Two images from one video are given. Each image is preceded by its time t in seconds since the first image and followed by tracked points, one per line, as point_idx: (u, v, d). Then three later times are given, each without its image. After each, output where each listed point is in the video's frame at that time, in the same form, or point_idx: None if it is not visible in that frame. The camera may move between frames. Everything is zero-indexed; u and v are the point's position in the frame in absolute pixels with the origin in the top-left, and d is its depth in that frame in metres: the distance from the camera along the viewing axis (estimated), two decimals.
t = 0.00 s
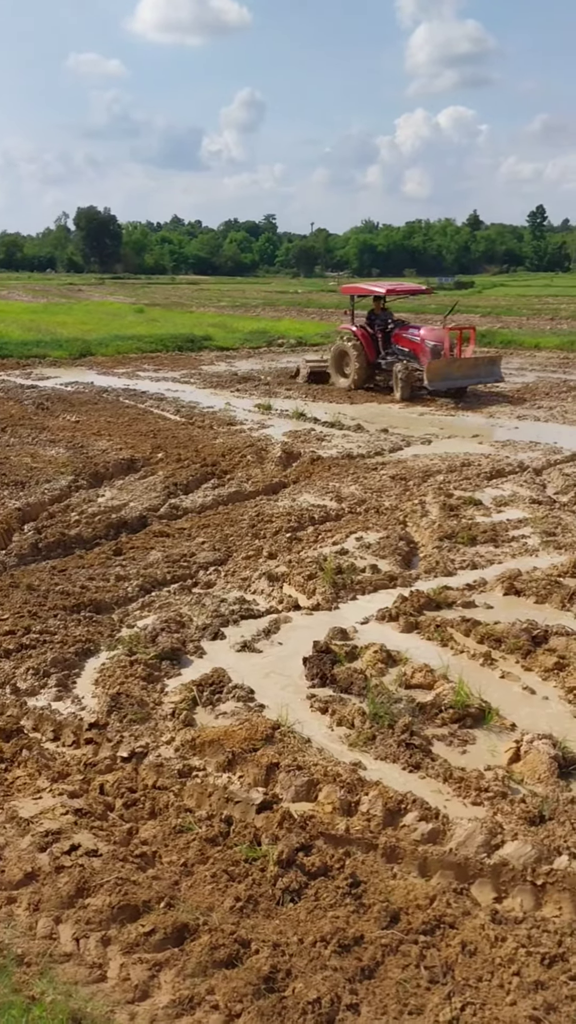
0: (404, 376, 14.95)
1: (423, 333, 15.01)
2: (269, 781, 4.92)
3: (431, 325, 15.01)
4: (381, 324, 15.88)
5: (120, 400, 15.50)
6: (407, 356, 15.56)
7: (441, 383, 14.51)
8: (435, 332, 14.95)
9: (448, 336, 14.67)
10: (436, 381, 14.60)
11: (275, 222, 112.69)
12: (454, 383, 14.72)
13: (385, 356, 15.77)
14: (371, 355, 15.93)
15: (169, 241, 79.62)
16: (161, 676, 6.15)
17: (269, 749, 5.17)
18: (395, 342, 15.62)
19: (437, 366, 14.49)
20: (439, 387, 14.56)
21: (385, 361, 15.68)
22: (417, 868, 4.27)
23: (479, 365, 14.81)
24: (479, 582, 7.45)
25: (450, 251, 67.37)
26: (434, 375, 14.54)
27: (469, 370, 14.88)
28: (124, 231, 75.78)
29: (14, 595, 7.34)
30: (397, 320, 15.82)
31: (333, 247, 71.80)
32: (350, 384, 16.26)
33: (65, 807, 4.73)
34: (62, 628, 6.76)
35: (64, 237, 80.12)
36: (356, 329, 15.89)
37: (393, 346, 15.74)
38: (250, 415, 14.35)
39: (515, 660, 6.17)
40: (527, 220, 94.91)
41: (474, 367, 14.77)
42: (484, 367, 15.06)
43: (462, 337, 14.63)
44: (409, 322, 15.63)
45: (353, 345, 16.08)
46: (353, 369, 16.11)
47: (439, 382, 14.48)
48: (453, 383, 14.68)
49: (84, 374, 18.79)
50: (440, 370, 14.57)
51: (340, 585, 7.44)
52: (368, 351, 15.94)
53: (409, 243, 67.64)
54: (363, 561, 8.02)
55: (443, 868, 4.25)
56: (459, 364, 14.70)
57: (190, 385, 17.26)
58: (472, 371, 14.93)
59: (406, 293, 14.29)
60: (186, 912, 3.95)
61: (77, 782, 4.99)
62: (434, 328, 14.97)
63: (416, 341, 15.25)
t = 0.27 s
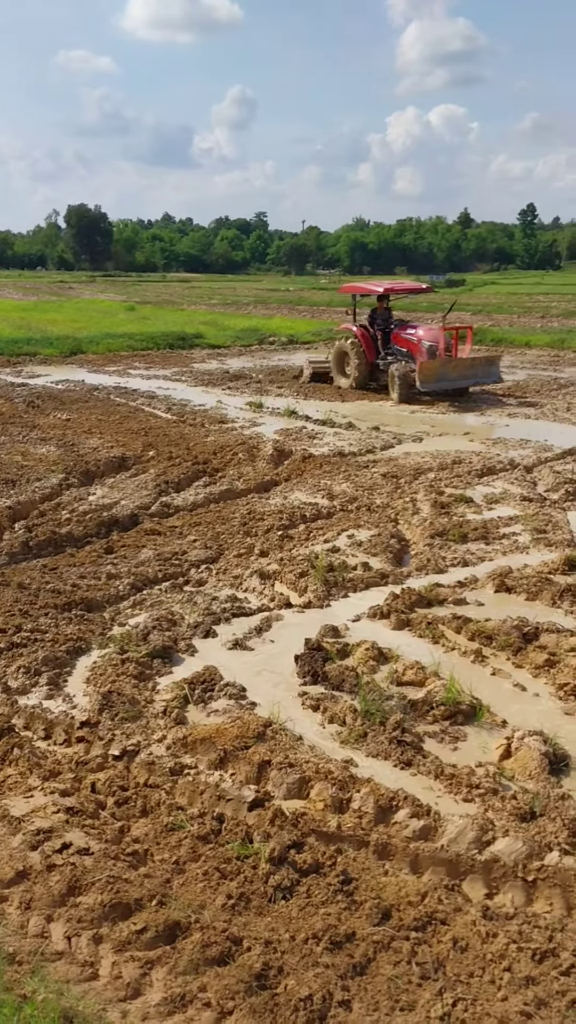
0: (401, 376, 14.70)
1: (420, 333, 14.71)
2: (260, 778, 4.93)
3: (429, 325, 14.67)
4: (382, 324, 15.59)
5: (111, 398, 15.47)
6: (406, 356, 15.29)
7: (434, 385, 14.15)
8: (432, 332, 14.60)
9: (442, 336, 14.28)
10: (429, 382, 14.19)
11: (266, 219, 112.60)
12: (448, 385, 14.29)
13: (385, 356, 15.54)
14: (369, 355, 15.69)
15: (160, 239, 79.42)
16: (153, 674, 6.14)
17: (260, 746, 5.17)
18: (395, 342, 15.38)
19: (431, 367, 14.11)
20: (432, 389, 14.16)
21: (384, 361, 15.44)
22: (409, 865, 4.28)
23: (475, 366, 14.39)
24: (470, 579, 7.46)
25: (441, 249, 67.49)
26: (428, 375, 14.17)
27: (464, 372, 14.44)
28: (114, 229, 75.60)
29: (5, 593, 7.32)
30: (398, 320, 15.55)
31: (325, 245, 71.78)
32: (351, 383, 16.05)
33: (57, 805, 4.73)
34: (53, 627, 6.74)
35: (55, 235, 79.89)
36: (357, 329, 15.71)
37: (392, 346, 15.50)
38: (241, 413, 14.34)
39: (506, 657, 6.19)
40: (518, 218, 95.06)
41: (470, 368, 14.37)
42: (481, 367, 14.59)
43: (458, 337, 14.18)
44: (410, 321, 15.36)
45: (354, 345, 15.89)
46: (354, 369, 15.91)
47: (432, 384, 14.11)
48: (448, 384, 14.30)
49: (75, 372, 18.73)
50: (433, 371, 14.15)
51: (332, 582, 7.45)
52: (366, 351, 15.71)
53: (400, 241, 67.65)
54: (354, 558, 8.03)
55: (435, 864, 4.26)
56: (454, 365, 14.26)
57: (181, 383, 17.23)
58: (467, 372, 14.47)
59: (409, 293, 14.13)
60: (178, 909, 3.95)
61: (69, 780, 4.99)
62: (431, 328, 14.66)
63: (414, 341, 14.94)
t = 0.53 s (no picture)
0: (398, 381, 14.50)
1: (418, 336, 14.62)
2: (252, 776, 4.93)
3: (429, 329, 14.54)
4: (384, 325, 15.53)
5: (102, 396, 15.44)
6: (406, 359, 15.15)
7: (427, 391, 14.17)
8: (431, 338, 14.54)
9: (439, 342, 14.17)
10: (422, 390, 14.22)
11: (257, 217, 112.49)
12: (442, 393, 14.31)
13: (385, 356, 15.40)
14: (369, 355, 15.58)
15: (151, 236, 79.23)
16: (144, 672, 6.13)
17: (252, 744, 5.17)
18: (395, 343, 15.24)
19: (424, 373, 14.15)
20: (424, 397, 14.19)
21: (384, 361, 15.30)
22: (400, 862, 4.29)
23: (471, 375, 14.45)
24: (461, 576, 7.47)
25: (431, 248, 67.47)
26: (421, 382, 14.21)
27: (460, 379, 14.42)
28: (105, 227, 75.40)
29: None
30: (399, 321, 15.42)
31: (315, 243, 71.75)
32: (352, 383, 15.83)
33: (47, 804, 4.71)
34: (43, 626, 6.73)
35: (45, 233, 79.72)
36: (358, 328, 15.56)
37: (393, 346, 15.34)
38: (232, 411, 14.33)
39: (497, 653, 6.20)
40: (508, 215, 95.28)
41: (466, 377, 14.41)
42: (478, 376, 14.55)
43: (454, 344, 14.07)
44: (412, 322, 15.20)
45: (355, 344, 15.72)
46: (354, 368, 15.68)
47: (425, 390, 14.16)
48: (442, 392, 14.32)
49: (66, 370, 18.68)
50: (426, 379, 14.17)
51: (323, 580, 7.45)
52: (367, 350, 15.60)
53: (391, 239, 67.65)
54: (346, 556, 8.03)
55: (426, 861, 4.27)
56: (448, 374, 14.26)
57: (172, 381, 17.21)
58: (463, 380, 14.44)
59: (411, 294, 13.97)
60: (169, 908, 3.95)
61: (59, 779, 4.98)
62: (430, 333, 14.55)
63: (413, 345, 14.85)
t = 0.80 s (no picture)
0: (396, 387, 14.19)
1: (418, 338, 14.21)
2: (243, 774, 4.93)
3: (429, 330, 14.07)
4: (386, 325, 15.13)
5: (92, 394, 15.41)
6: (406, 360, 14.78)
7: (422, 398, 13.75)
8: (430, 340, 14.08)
9: (440, 346, 13.76)
10: (418, 395, 13.78)
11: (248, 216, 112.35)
12: (439, 398, 13.87)
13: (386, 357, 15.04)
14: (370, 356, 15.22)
15: (141, 234, 79.05)
16: (135, 671, 6.12)
17: (243, 743, 5.17)
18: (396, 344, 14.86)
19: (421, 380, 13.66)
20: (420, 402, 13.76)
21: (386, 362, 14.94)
22: (392, 859, 4.29)
23: (470, 382, 13.98)
24: (452, 573, 7.48)
25: (422, 246, 67.46)
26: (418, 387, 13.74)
27: (458, 385, 13.97)
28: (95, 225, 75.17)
29: None
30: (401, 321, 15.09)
31: (306, 241, 71.70)
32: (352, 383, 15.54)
33: (39, 804, 4.70)
34: (34, 626, 6.71)
35: (35, 231, 79.47)
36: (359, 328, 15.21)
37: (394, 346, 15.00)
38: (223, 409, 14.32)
39: (488, 651, 6.21)
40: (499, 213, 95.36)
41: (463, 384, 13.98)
42: (477, 382, 14.08)
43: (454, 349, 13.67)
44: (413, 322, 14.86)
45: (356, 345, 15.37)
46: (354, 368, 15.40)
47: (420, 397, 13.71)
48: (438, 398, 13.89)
49: (56, 368, 18.63)
50: (423, 384, 13.71)
51: (315, 578, 7.45)
52: (368, 351, 15.18)
53: (381, 237, 67.63)
54: (337, 554, 8.03)
55: (417, 858, 4.28)
56: (446, 379, 13.80)
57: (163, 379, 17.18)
58: (461, 386, 13.99)
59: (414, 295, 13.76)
60: (161, 906, 3.95)
61: (51, 779, 4.96)
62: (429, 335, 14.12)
63: (413, 347, 14.39)
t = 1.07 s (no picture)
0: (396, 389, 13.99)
1: (416, 338, 14.02)
2: (234, 773, 4.92)
3: (428, 329, 13.87)
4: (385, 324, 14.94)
5: (82, 393, 15.38)
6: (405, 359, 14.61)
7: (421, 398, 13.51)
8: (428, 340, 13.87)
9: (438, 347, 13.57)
10: (415, 395, 13.54)
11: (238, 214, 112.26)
12: (438, 399, 13.61)
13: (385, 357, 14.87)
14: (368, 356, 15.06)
15: (131, 233, 78.90)
16: (126, 671, 6.11)
17: (234, 742, 5.17)
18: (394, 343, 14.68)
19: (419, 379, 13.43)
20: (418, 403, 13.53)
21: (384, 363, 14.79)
22: (383, 857, 4.30)
23: (470, 382, 13.72)
24: (443, 572, 7.49)
25: (412, 244, 67.49)
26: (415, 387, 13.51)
27: (457, 385, 13.69)
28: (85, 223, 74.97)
29: None
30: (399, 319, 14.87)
31: (296, 240, 71.66)
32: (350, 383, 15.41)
33: (29, 804, 4.69)
34: (24, 625, 6.69)
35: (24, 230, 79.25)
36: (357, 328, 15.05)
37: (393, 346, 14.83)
38: (214, 408, 14.31)
39: (478, 648, 6.22)
40: (489, 212, 95.53)
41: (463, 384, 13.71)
42: (476, 383, 13.80)
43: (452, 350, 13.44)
44: (412, 321, 14.65)
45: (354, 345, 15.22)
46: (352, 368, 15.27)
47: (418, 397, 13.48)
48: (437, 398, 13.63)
49: (46, 368, 18.59)
50: (420, 384, 13.47)
51: (306, 577, 7.45)
52: (367, 351, 15.03)
53: (372, 236, 67.62)
54: (328, 553, 8.03)
55: (408, 856, 4.28)
56: (444, 379, 13.53)
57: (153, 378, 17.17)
58: (460, 387, 13.71)
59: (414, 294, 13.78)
60: (152, 906, 3.94)
61: (41, 779, 4.95)
62: (428, 334, 13.91)
63: (411, 347, 14.19)
